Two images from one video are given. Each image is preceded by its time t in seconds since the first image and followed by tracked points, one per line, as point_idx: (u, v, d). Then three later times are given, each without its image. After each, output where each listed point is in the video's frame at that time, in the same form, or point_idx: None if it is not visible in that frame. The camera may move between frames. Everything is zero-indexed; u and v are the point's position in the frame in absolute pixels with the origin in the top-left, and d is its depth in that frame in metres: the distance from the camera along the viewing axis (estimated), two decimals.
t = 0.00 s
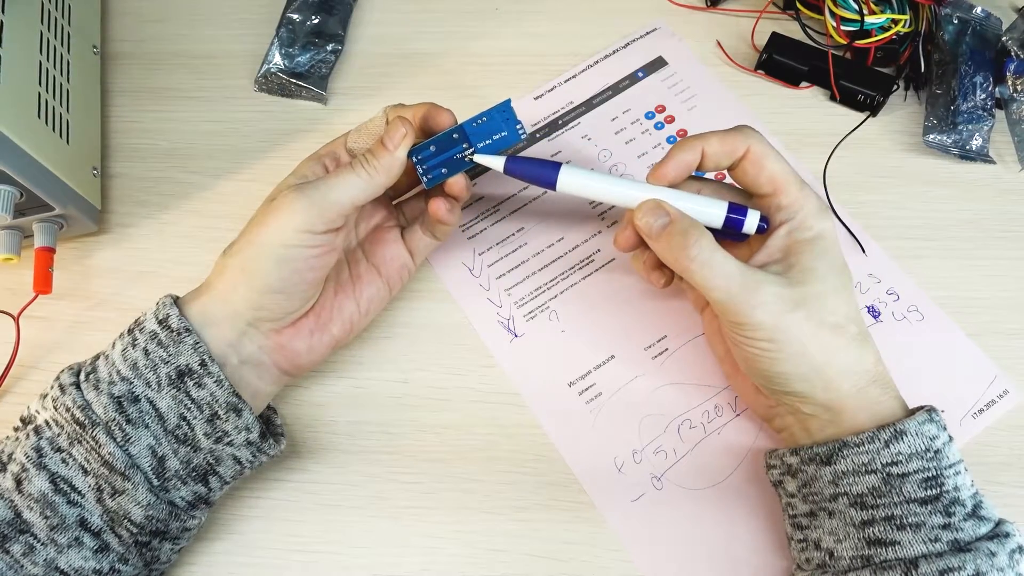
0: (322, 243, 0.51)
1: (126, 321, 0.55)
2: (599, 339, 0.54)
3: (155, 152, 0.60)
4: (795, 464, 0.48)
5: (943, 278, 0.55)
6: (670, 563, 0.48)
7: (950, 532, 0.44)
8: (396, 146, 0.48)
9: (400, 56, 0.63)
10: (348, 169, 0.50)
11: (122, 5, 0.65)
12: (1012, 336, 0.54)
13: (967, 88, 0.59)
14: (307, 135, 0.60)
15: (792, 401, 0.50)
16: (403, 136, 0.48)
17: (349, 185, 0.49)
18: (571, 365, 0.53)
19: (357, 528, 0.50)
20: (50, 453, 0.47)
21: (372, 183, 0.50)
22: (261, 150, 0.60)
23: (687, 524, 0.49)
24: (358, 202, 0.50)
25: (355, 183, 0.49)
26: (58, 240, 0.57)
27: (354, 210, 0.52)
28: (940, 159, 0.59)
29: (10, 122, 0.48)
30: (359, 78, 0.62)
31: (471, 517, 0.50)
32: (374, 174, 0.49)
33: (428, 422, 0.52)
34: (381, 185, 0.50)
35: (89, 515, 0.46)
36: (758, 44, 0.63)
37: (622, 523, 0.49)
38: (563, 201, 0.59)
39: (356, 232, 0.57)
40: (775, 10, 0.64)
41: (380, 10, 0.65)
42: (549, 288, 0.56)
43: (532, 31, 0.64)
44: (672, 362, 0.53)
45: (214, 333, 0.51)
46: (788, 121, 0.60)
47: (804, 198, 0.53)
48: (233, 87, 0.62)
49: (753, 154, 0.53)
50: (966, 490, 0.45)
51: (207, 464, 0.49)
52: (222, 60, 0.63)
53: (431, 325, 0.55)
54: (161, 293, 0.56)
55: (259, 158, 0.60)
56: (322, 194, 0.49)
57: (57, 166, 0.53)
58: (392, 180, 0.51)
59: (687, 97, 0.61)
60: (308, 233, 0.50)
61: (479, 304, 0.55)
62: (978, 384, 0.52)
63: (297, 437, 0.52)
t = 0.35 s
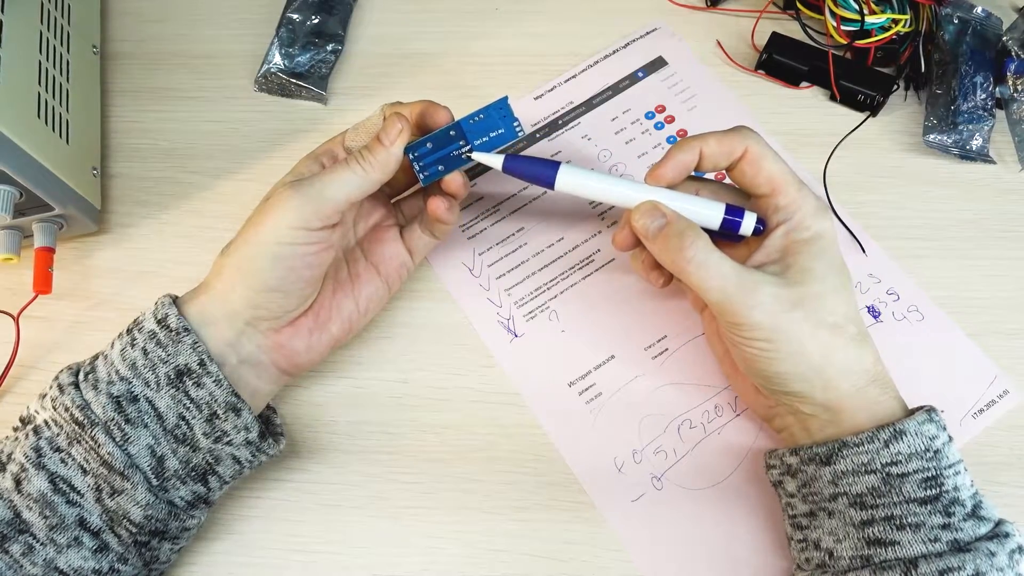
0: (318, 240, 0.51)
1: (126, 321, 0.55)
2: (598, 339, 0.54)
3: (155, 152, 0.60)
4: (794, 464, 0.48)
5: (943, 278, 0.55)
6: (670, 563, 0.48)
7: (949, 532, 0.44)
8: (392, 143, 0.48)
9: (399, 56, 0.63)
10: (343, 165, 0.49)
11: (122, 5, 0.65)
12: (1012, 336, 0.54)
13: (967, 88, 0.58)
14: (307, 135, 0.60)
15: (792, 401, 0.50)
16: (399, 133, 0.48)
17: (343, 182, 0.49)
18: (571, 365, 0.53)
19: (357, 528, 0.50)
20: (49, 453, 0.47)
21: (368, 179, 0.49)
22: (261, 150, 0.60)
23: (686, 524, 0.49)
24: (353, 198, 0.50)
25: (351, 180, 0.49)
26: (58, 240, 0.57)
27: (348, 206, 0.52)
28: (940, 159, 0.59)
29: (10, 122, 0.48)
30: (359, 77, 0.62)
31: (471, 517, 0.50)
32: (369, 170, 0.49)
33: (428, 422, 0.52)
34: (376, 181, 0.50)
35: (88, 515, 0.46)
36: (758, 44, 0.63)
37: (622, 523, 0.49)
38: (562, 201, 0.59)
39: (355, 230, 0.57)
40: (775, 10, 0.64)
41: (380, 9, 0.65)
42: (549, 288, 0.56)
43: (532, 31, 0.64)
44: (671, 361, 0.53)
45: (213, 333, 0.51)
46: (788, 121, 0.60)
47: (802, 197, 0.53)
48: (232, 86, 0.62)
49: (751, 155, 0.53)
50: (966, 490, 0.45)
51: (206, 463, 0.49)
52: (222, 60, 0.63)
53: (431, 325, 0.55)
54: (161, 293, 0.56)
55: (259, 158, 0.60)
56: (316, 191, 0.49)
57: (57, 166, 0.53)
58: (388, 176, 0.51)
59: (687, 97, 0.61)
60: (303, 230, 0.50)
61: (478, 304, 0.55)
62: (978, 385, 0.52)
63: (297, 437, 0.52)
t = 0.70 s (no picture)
0: (316, 239, 0.51)
1: (126, 321, 0.55)
2: (599, 338, 0.54)
3: (156, 152, 0.60)
4: (795, 464, 0.48)
5: (943, 278, 0.55)
6: (670, 563, 0.48)
7: (950, 532, 0.44)
8: (389, 141, 0.48)
9: (400, 56, 0.63)
10: (339, 164, 0.49)
11: (122, 5, 0.65)
12: (1011, 336, 0.54)
13: (967, 88, 0.58)
14: (307, 135, 0.60)
15: (793, 401, 0.50)
16: (397, 130, 0.47)
17: (340, 181, 0.49)
18: (571, 364, 0.53)
19: (357, 528, 0.50)
20: (49, 453, 0.47)
21: (365, 176, 0.49)
22: (261, 150, 0.60)
23: (686, 524, 0.49)
24: (351, 196, 0.50)
25: (348, 178, 0.49)
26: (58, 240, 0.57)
27: (347, 204, 0.52)
28: (940, 159, 0.59)
29: (10, 122, 0.48)
30: (359, 77, 0.62)
31: (471, 517, 0.50)
32: (367, 167, 0.49)
33: (428, 422, 0.52)
34: (373, 178, 0.50)
35: (88, 515, 0.46)
36: (758, 44, 0.63)
37: (622, 523, 0.49)
38: (562, 201, 0.59)
39: (354, 229, 0.57)
40: (775, 10, 0.64)
41: (380, 9, 0.65)
42: (549, 288, 0.56)
43: (532, 31, 0.64)
44: (672, 361, 0.53)
45: (213, 332, 0.51)
46: (788, 121, 0.60)
47: (808, 194, 0.53)
48: (232, 87, 0.62)
49: (759, 150, 0.53)
50: (967, 490, 0.45)
51: (206, 463, 0.49)
52: (222, 60, 0.63)
53: (431, 325, 0.55)
54: (161, 293, 0.56)
55: (259, 158, 0.60)
56: (314, 189, 0.49)
57: (57, 166, 0.53)
58: (387, 174, 0.50)
59: (687, 97, 0.61)
60: (301, 229, 0.50)
61: (479, 304, 0.55)
62: (978, 385, 0.52)
63: (297, 437, 0.52)
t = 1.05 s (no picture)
0: (314, 237, 0.51)
1: (126, 321, 0.55)
2: (598, 338, 0.54)
3: (156, 152, 0.60)
4: (794, 464, 0.48)
5: (943, 278, 0.55)
6: (670, 562, 0.48)
7: (949, 531, 0.44)
8: (386, 139, 0.48)
9: (400, 56, 0.63)
10: (336, 163, 0.49)
11: (122, 5, 0.65)
12: (1011, 336, 0.54)
13: (967, 87, 0.58)
14: (307, 135, 0.60)
15: (793, 400, 0.50)
16: (394, 128, 0.48)
17: (337, 180, 0.49)
18: (571, 364, 0.53)
19: (357, 527, 0.50)
20: (49, 453, 0.47)
21: (361, 174, 0.49)
22: (261, 150, 0.60)
23: (685, 524, 0.49)
24: (348, 194, 0.50)
25: (344, 176, 0.49)
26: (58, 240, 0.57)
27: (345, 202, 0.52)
28: (940, 159, 0.59)
29: (10, 122, 0.48)
30: (359, 77, 0.62)
31: (471, 517, 0.50)
32: (364, 166, 0.49)
33: (428, 422, 0.52)
34: (369, 176, 0.50)
35: (88, 514, 0.46)
36: (758, 44, 0.63)
37: (622, 523, 0.49)
38: (562, 201, 0.59)
39: (353, 228, 0.57)
40: (775, 10, 0.64)
41: (379, 9, 0.65)
42: (549, 287, 0.56)
43: (532, 31, 0.64)
44: (671, 361, 0.53)
45: (212, 331, 0.51)
46: (788, 121, 0.60)
47: (806, 193, 0.53)
48: (232, 87, 0.62)
49: (758, 149, 0.53)
50: (966, 490, 0.46)
51: (205, 463, 0.49)
52: (222, 60, 0.63)
53: (431, 325, 0.55)
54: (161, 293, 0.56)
55: (259, 158, 0.60)
56: (311, 188, 0.49)
57: (57, 166, 0.53)
58: (384, 172, 0.50)
59: (687, 97, 0.61)
60: (298, 228, 0.50)
61: (479, 304, 0.55)
62: (979, 385, 0.52)
63: (297, 437, 0.52)
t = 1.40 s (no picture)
0: (316, 238, 0.51)
1: (127, 321, 0.55)
2: (599, 338, 0.54)
3: (156, 152, 0.60)
4: (793, 464, 0.48)
5: (943, 278, 0.55)
6: (670, 563, 0.48)
7: (948, 530, 0.44)
8: (389, 140, 0.48)
9: (400, 56, 0.63)
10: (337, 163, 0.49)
11: (122, 5, 0.65)
12: (1011, 336, 0.53)
13: (967, 88, 0.58)
14: (307, 135, 0.60)
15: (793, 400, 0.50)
16: (397, 131, 0.48)
17: (338, 180, 0.49)
18: (571, 364, 0.53)
19: (357, 527, 0.50)
20: (51, 452, 0.47)
21: (362, 175, 0.49)
22: (261, 150, 0.60)
23: (686, 524, 0.49)
24: (349, 195, 0.50)
25: (345, 176, 0.49)
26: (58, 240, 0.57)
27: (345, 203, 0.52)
28: (940, 159, 0.59)
29: (11, 122, 0.48)
30: (359, 77, 0.62)
31: (471, 517, 0.50)
32: (365, 166, 0.49)
33: (428, 422, 0.52)
34: (369, 176, 0.50)
35: (89, 514, 0.46)
36: (758, 44, 0.63)
37: (622, 523, 0.49)
38: (562, 201, 0.59)
39: (356, 232, 0.57)
40: (775, 10, 0.64)
41: (379, 9, 0.65)
42: (549, 288, 0.56)
43: (532, 31, 0.64)
44: (672, 361, 0.53)
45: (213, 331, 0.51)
46: (788, 121, 0.60)
47: (800, 193, 0.53)
48: (232, 87, 0.62)
49: (751, 150, 0.53)
50: (965, 489, 0.45)
51: (207, 465, 0.48)
52: (222, 60, 0.63)
53: (432, 325, 0.55)
54: (161, 293, 0.56)
55: (259, 158, 0.60)
56: (311, 189, 0.49)
57: (57, 166, 0.53)
58: (385, 174, 0.50)
59: (687, 97, 0.61)
60: (299, 228, 0.50)
61: (479, 304, 0.55)
62: (978, 384, 0.52)
63: (296, 437, 0.52)
